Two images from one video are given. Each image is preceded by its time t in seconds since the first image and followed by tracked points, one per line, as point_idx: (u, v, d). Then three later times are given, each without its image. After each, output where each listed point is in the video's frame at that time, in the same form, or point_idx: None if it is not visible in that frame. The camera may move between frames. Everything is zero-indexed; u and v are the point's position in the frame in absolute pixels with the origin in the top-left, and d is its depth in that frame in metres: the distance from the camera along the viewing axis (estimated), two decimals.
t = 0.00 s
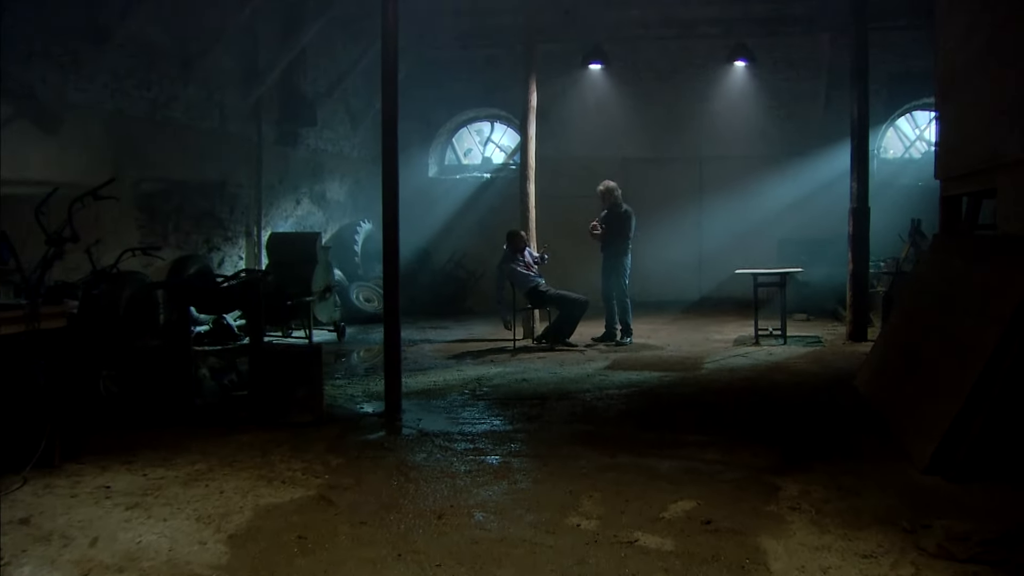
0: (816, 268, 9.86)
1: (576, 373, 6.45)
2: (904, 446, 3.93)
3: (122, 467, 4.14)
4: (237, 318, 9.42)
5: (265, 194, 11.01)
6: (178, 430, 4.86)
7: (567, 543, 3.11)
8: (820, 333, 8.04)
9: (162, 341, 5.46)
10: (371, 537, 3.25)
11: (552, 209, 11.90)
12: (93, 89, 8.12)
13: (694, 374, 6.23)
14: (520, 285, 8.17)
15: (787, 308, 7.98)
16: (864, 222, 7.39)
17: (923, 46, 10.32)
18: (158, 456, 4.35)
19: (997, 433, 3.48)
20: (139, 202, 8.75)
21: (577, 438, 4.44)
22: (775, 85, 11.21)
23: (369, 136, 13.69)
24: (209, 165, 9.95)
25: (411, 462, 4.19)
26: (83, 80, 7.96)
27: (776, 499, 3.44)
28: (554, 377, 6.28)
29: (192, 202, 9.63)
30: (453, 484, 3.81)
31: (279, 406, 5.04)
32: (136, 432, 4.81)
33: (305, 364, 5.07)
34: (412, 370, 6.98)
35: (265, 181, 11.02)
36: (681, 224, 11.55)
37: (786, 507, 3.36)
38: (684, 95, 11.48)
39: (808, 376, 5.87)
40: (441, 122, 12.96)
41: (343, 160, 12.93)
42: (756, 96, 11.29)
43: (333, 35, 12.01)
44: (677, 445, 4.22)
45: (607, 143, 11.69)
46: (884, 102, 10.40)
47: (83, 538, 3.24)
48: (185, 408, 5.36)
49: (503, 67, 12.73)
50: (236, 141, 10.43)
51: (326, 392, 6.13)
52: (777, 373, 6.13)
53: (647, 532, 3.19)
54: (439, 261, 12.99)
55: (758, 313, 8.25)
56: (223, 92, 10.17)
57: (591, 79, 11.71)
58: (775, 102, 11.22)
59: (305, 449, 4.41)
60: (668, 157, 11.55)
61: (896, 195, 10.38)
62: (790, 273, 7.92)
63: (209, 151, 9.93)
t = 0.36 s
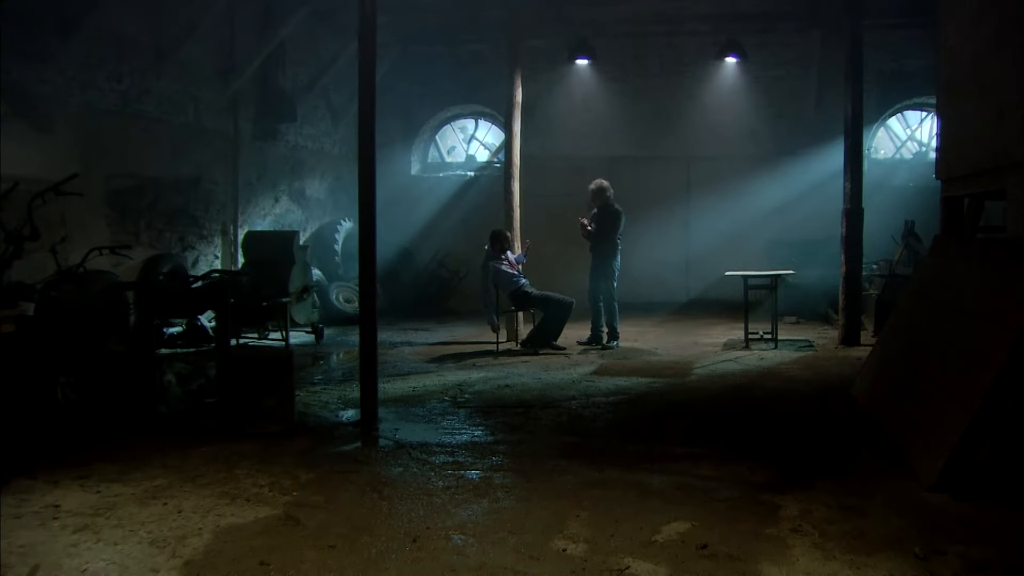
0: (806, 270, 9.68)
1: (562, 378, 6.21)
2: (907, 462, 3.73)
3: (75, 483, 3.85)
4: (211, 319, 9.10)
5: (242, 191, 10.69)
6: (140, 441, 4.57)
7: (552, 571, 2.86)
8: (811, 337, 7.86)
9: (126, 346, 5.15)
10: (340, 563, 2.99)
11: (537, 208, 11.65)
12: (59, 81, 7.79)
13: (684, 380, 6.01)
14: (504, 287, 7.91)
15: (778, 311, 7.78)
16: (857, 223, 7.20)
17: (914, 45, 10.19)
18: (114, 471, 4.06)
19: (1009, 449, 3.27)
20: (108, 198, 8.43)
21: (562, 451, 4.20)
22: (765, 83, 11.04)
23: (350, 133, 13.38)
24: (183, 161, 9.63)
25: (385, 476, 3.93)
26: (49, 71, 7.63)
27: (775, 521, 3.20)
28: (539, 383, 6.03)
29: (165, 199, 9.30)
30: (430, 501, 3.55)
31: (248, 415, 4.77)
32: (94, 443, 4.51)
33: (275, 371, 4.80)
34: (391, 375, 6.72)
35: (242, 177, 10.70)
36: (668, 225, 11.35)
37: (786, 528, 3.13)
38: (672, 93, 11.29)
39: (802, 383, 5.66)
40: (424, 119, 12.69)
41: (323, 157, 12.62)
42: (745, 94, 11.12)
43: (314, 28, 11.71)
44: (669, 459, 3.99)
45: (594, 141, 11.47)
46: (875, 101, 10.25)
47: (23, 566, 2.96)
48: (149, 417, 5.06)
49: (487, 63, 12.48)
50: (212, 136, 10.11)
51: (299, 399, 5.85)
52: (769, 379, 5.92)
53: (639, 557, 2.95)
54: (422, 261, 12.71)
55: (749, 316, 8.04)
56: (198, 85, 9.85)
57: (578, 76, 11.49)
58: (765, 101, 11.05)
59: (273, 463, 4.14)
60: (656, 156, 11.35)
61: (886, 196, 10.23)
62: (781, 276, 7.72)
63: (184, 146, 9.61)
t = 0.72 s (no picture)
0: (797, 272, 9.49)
1: (549, 386, 5.96)
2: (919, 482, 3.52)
3: (25, 505, 3.56)
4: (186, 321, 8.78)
5: (220, 189, 10.36)
6: (100, 455, 4.28)
7: None
8: (804, 342, 7.67)
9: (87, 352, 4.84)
10: None
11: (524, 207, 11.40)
12: (27, 73, 7.46)
13: (677, 388, 5.78)
14: (489, 289, 7.64)
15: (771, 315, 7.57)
16: (853, 225, 7.01)
17: (908, 43, 10.03)
18: (69, 489, 3.77)
19: None
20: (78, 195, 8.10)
21: (551, 467, 3.96)
22: (757, 81, 10.85)
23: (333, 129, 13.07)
24: (159, 156, 9.30)
25: (362, 496, 3.67)
26: (15, 61, 7.28)
27: (782, 548, 2.97)
28: (526, 391, 5.78)
29: (138, 196, 8.97)
30: (409, 526, 3.29)
31: (217, 427, 4.48)
32: (50, 458, 4.22)
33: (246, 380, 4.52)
34: (371, 381, 6.44)
35: (221, 174, 10.38)
36: (657, 225, 11.14)
37: (793, 557, 2.90)
38: (662, 90, 11.07)
39: (799, 392, 5.44)
40: (409, 115, 12.41)
41: (305, 153, 12.31)
42: (737, 92, 10.92)
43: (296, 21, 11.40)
44: (665, 477, 3.75)
45: (582, 139, 11.24)
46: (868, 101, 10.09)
47: None
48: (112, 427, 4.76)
49: (474, 58, 12.21)
50: (189, 131, 9.79)
51: (273, 408, 5.56)
52: (764, 387, 5.70)
53: None
54: (405, 260, 12.43)
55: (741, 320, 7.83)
56: (175, 78, 9.52)
57: (566, 72, 11.25)
58: (756, 100, 10.87)
59: (242, 481, 3.86)
60: (646, 155, 11.14)
61: (880, 198, 10.08)
62: (775, 279, 7.52)
63: (159, 141, 9.28)
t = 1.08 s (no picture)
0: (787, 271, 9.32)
1: (534, 391, 5.73)
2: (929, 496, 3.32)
3: None
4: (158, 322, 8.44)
5: (194, 186, 10.02)
6: (55, 470, 3.98)
7: None
8: (795, 344, 7.50)
9: (43, 359, 4.53)
10: None
11: (508, 206, 11.15)
12: None
13: (667, 392, 5.56)
14: (472, 290, 7.39)
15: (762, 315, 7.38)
16: (846, 224, 6.84)
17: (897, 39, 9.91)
18: (18, 508, 3.48)
19: None
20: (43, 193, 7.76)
21: (538, 479, 3.72)
22: (744, 78, 10.68)
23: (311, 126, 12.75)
24: (130, 153, 8.96)
25: (335, 513, 3.41)
26: None
27: (788, 571, 2.76)
28: (510, 396, 5.54)
29: (108, 194, 8.63)
30: (386, 548, 3.04)
31: (182, 438, 4.20)
32: None
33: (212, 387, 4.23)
34: (349, 387, 6.17)
35: (195, 171, 10.06)
36: (643, 224, 10.94)
37: None
38: (648, 86, 10.86)
39: (795, 398, 5.24)
40: (390, 112, 12.14)
41: (283, 150, 11.99)
42: (724, 88, 10.74)
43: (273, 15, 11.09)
44: (659, 490, 3.53)
45: (567, 136, 11.02)
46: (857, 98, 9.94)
47: None
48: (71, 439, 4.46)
49: (457, 53, 11.96)
50: (162, 127, 9.46)
51: (244, 415, 5.27)
52: (758, 391, 5.49)
53: None
54: (385, 260, 12.14)
55: (731, 321, 7.62)
56: (147, 72, 9.19)
57: (551, 67, 11.02)
58: (744, 96, 10.70)
59: (207, 498, 3.59)
60: (632, 153, 10.93)
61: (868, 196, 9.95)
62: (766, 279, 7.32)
63: (130, 137, 8.95)
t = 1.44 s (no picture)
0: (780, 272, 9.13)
1: (524, 400, 5.48)
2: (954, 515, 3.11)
3: None
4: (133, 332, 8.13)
5: (170, 190, 9.70)
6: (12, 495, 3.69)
7: None
8: (791, 347, 7.30)
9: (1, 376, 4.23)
10: None
11: (494, 208, 10.91)
12: None
13: (663, 400, 5.33)
14: (458, 295, 7.14)
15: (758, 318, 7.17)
16: (843, 224, 6.65)
17: (887, 35, 9.78)
18: None
19: None
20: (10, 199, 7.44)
21: (531, 499, 3.49)
22: (734, 75, 10.50)
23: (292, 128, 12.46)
24: (103, 156, 8.65)
25: (312, 540, 3.15)
26: None
27: None
28: (499, 406, 5.30)
29: (80, 199, 8.31)
30: None
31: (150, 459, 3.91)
32: None
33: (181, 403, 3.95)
34: (330, 397, 5.91)
35: (172, 175, 9.75)
36: (633, 225, 10.74)
37: None
38: (637, 85, 10.66)
39: (799, 407, 5.02)
40: (373, 113, 11.87)
41: (263, 153, 11.69)
42: (713, 87, 10.55)
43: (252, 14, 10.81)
44: (662, 510, 3.30)
45: (555, 136, 10.80)
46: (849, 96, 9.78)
47: None
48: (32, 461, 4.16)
49: (440, 53, 11.71)
50: (136, 129, 9.16)
51: (219, 429, 4.99)
52: (757, 398, 5.27)
53: None
54: (369, 264, 11.86)
55: (726, 324, 7.41)
56: (120, 72, 8.89)
57: (537, 66, 10.79)
58: (733, 95, 10.53)
59: (175, 526, 3.32)
60: (620, 152, 10.72)
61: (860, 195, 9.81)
62: (761, 281, 7.12)
63: (103, 139, 8.64)
